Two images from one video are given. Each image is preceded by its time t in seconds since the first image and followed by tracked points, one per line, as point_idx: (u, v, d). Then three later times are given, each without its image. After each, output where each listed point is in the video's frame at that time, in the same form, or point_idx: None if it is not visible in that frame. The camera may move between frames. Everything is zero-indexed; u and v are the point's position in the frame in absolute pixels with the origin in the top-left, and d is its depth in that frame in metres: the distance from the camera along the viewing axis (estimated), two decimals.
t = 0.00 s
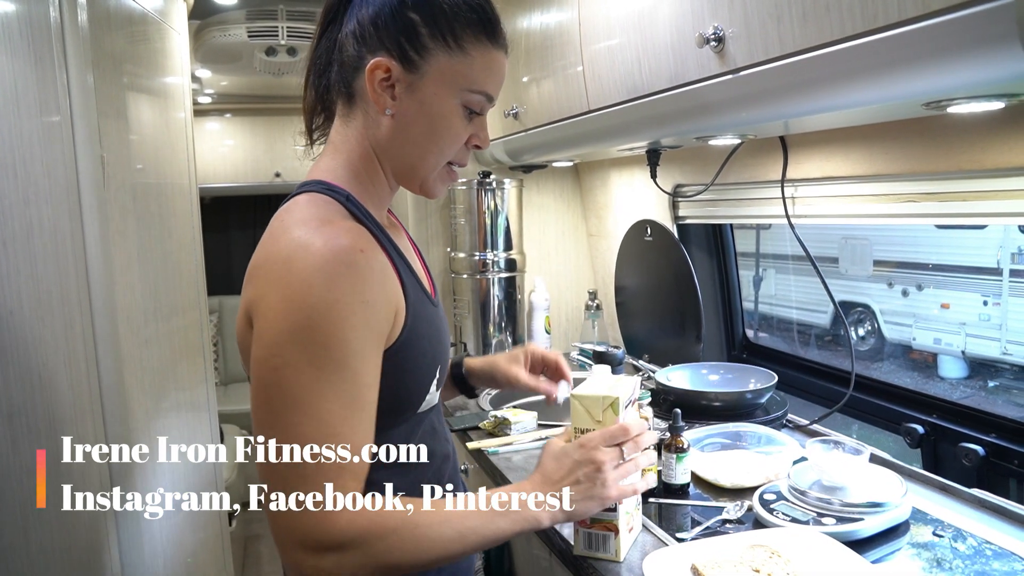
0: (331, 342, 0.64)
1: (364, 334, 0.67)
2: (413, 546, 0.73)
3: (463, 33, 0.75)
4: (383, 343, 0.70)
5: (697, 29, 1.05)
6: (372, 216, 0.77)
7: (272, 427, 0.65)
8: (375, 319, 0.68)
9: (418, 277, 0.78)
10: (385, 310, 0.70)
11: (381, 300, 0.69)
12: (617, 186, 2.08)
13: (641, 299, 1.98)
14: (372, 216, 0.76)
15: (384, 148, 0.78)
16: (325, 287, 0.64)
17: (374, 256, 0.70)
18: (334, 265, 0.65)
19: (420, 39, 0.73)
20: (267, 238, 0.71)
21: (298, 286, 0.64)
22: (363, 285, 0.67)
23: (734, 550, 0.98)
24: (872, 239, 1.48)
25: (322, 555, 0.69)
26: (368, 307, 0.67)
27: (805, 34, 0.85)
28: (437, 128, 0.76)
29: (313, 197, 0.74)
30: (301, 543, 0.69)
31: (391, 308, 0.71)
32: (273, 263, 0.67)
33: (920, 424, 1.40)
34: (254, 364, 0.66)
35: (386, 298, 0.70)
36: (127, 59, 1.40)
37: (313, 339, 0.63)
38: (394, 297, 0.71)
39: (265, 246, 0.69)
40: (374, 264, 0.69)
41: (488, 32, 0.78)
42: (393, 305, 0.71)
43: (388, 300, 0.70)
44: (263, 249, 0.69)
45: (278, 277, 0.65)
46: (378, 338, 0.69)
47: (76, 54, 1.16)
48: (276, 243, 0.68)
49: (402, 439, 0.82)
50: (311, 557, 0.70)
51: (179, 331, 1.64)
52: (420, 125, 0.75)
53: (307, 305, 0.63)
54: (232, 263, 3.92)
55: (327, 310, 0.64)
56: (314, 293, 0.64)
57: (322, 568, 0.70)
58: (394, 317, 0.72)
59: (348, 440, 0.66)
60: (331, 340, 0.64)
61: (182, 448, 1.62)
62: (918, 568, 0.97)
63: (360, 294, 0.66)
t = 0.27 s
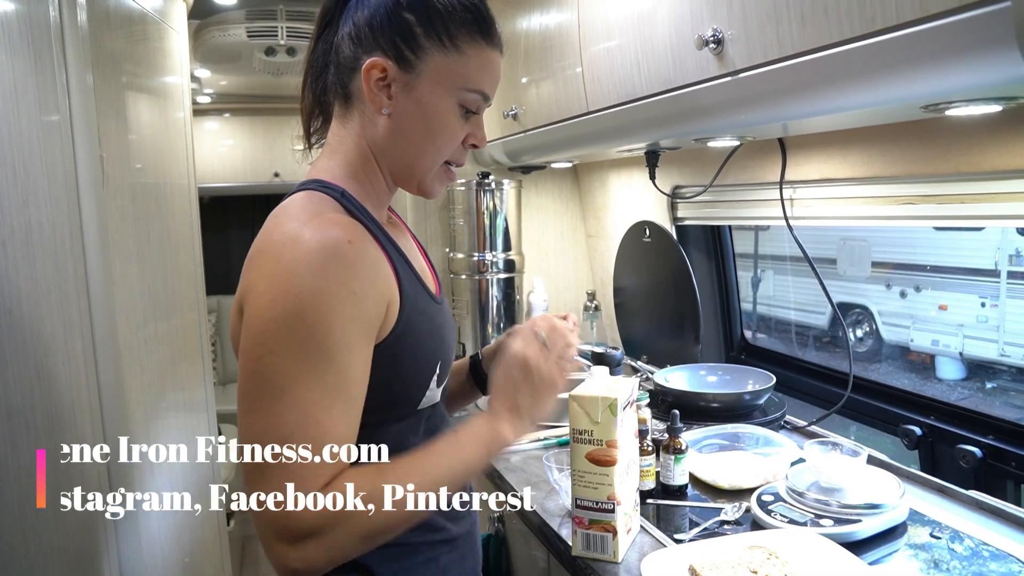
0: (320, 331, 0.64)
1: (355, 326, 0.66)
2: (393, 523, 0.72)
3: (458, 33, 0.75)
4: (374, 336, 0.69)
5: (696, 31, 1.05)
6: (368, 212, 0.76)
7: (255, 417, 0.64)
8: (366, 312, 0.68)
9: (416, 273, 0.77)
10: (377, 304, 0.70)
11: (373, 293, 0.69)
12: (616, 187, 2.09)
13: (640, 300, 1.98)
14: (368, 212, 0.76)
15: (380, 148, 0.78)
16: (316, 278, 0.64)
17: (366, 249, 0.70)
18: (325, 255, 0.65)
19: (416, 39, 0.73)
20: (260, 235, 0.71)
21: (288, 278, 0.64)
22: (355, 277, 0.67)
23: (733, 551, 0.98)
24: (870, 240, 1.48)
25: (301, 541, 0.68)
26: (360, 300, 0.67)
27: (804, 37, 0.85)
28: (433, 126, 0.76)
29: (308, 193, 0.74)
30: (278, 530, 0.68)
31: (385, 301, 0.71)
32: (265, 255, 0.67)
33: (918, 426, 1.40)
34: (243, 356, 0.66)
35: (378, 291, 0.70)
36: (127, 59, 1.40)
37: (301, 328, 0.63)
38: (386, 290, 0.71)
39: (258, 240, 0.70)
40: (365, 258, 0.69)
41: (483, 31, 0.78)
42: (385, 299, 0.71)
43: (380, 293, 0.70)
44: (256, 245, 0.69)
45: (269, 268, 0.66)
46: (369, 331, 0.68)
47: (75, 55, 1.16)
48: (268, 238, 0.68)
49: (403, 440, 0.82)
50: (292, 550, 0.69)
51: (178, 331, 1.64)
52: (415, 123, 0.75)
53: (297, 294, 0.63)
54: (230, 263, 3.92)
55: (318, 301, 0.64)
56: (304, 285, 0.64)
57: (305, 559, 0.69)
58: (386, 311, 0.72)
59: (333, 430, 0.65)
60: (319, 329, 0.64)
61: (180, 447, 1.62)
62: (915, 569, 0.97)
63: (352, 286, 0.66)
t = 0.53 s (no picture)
0: (326, 322, 0.63)
1: (362, 317, 0.66)
2: (432, 501, 0.68)
3: (453, 31, 0.74)
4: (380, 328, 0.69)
5: (698, 34, 1.05)
6: (370, 211, 0.76)
7: (269, 412, 0.63)
8: (370, 302, 0.67)
9: (420, 271, 0.77)
10: (381, 296, 0.69)
11: (377, 283, 0.68)
12: (616, 189, 2.09)
13: (640, 302, 1.98)
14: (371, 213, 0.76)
15: (380, 149, 0.78)
16: (316, 269, 0.64)
17: (367, 241, 0.69)
18: (326, 245, 0.65)
19: (411, 40, 0.73)
20: (262, 236, 0.70)
21: (292, 274, 0.64)
22: (358, 269, 0.66)
23: (734, 554, 0.98)
24: (870, 242, 1.48)
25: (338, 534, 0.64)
26: (365, 292, 0.66)
27: (805, 40, 0.85)
28: (431, 124, 0.75)
29: (310, 194, 0.74)
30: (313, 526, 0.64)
31: (387, 295, 0.70)
32: (268, 253, 0.67)
33: (919, 429, 1.40)
34: (253, 354, 0.66)
35: (381, 281, 0.69)
36: (128, 62, 1.40)
37: (306, 319, 0.63)
38: (389, 284, 0.71)
39: (262, 238, 0.70)
40: (367, 250, 0.68)
41: (480, 28, 0.77)
42: (388, 292, 0.71)
43: (383, 287, 0.69)
44: (259, 246, 0.69)
45: (272, 264, 0.66)
46: (376, 322, 0.68)
47: (77, 57, 1.15)
48: (271, 237, 0.68)
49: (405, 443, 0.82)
50: (330, 547, 0.65)
51: (179, 333, 1.64)
52: (413, 122, 0.75)
53: (299, 285, 0.63)
54: (230, 264, 3.92)
55: (322, 295, 0.63)
56: (307, 279, 0.63)
57: (344, 552, 0.65)
58: (389, 305, 0.71)
59: (345, 418, 0.64)
60: (323, 318, 0.63)
61: (181, 449, 1.62)
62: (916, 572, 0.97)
63: (355, 278, 0.66)
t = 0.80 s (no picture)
0: (355, 309, 0.62)
1: (386, 304, 0.65)
2: (493, 474, 0.69)
3: (453, 28, 0.73)
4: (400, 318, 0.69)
5: (702, 36, 1.05)
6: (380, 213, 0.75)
7: (315, 411, 0.62)
8: (389, 292, 0.67)
9: (430, 271, 0.77)
10: (398, 288, 0.69)
11: (393, 272, 0.68)
12: (619, 191, 2.09)
13: (643, 304, 1.98)
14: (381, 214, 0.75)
15: (387, 149, 0.78)
16: (336, 261, 0.63)
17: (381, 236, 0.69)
18: (341, 237, 0.65)
19: (411, 40, 0.73)
20: (274, 236, 0.70)
21: (314, 265, 0.63)
22: (375, 260, 0.66)
23: (738, 556, 0.98)
24: (872, 244, 1.47)
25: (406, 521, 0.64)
26: (385, 281, 0.66)
27: (811, 42, 0.85)
28: (434, 122, 0.74)
29: (321, 194, 0.74)
30: (379, 517, 0.64)
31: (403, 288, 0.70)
32: (281, 252, 0.66)
33: (923, 431, 1.40)
34: (280, 351, 0.65)
35: (397, 269, 0.69)
36: (133, 64, 1.40)
37: (328, 311, 0.62)
38: (404, 277, 0.71)
39: (272, 239, 0.69)
40: (380, 244, 0.68)
41: (483, 25, 0.76)
42: (402, 285, 0.70)
43: (399, 279, 0.69)
44: (273, 246, 0.68)
45: (286, 261, 0.65)
46: (398, 310, 0.68)
47: (83, 58, 1.16)
48: (286, 235, 0.67)
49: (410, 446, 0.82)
50: (401, 532, 0.64)
51: (182, 334, 1.64)
52: (416, 121, 0.74)
53: (319, 279, 0.62)
54: (233, 266, 3.92)
55: (345, 284, 0.62)
56: (328, 270, 0.63)
57: (416, 537, 0.65)
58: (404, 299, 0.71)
59: (391, 399, 0.63)
60: (351, 309, 0.62)
61: (185, 451, 1.63)
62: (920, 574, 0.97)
63: (376, 268, 0.65)
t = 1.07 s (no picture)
0: (357, 304, 0.62)
1: (388, 299, 0.65)
2: (504, 461, 0.69)
3: (467, 31, 0.74)
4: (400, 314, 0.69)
5: (698, 35, 1.05)
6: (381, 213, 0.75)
7: (321, 407, 0.62)
8: (391, 286, 0.67)
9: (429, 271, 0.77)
10: (398, 284, 0.69)
11: (393, 265, 0.68)
12: (617, 191, 2.09)
13: (640, 303, 1.98)
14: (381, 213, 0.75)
15: (394, 149, 0.78)
16: (337, 255, 0.63)
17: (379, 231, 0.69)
18: (341, 231, 0.65)
19: (425, 40, 0.72)
20: (271, 233, 0.69)
21: (315, 261, 0.63)
22: (375, 254, 0.66)
23: (735, 556, 0.98)
24: (870, 244, 1.48)
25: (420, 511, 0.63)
26: (386, 276, 0.66)
27: (807, 41, 0.85)
28: (446, 123, 0.74)
29: (324, 191, 0.73)
30: (393, 508, 0.63)
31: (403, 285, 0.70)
32: (278, 249, 0.66)
33: (920, 431, 1.40)
34: (282, 349, 0.64)
35: (397, 262, 0.69)
36: (128, 63, 1.40)
37: (329, 306, 0.62)
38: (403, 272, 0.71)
39: (269, 238, 0.68)
40: (380, 239, 0.68)
41: (493, 29, 0.76)
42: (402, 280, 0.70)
43: (398, 274, 0.69)
44: (270, 243, 0.68)
45: (285, 257, 0.65)
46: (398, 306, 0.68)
47: (78, 56, 1.15)
48: (285, 230, 0.67)
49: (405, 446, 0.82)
50: (417, 522, 0.64)
51: (179, 334, 1.64)
52: (428, 121, 0.74)
53: (319, 274, 0.62)
54: (231, 266, 3.92)
55: (348, 281, 0.62)
56: (331, 266, 0.62)
57: (430, 526, 0.64)
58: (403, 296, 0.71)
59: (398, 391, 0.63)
60: (353, 302, 0.62)
61: (181, 451, 1.62)
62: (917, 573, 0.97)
63: (377, 263, 0.65)
